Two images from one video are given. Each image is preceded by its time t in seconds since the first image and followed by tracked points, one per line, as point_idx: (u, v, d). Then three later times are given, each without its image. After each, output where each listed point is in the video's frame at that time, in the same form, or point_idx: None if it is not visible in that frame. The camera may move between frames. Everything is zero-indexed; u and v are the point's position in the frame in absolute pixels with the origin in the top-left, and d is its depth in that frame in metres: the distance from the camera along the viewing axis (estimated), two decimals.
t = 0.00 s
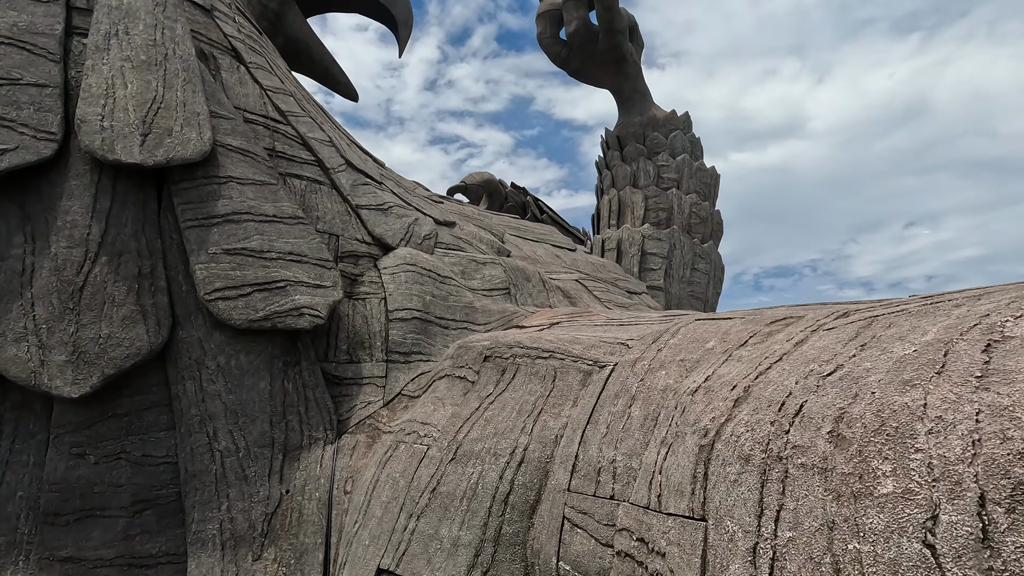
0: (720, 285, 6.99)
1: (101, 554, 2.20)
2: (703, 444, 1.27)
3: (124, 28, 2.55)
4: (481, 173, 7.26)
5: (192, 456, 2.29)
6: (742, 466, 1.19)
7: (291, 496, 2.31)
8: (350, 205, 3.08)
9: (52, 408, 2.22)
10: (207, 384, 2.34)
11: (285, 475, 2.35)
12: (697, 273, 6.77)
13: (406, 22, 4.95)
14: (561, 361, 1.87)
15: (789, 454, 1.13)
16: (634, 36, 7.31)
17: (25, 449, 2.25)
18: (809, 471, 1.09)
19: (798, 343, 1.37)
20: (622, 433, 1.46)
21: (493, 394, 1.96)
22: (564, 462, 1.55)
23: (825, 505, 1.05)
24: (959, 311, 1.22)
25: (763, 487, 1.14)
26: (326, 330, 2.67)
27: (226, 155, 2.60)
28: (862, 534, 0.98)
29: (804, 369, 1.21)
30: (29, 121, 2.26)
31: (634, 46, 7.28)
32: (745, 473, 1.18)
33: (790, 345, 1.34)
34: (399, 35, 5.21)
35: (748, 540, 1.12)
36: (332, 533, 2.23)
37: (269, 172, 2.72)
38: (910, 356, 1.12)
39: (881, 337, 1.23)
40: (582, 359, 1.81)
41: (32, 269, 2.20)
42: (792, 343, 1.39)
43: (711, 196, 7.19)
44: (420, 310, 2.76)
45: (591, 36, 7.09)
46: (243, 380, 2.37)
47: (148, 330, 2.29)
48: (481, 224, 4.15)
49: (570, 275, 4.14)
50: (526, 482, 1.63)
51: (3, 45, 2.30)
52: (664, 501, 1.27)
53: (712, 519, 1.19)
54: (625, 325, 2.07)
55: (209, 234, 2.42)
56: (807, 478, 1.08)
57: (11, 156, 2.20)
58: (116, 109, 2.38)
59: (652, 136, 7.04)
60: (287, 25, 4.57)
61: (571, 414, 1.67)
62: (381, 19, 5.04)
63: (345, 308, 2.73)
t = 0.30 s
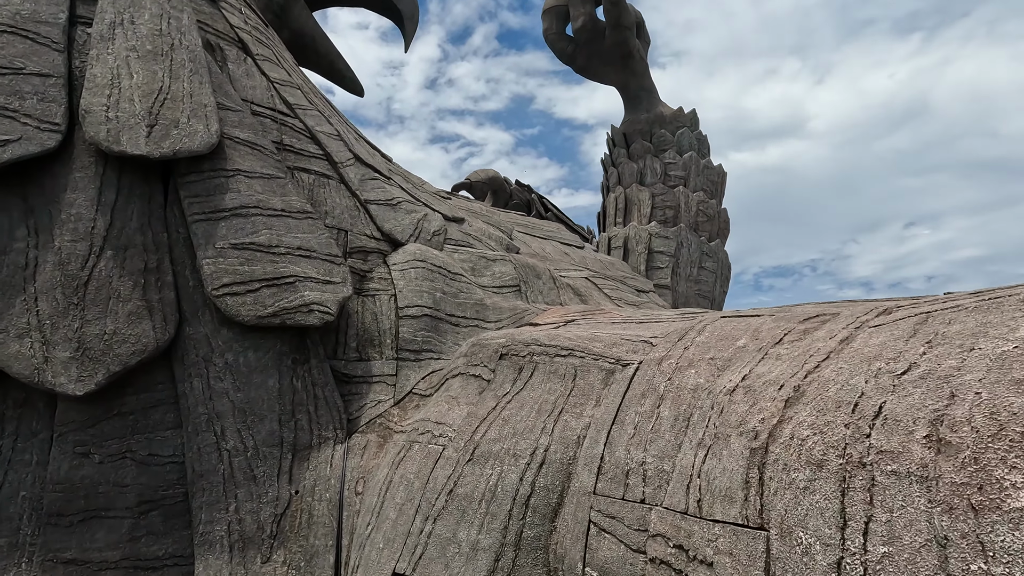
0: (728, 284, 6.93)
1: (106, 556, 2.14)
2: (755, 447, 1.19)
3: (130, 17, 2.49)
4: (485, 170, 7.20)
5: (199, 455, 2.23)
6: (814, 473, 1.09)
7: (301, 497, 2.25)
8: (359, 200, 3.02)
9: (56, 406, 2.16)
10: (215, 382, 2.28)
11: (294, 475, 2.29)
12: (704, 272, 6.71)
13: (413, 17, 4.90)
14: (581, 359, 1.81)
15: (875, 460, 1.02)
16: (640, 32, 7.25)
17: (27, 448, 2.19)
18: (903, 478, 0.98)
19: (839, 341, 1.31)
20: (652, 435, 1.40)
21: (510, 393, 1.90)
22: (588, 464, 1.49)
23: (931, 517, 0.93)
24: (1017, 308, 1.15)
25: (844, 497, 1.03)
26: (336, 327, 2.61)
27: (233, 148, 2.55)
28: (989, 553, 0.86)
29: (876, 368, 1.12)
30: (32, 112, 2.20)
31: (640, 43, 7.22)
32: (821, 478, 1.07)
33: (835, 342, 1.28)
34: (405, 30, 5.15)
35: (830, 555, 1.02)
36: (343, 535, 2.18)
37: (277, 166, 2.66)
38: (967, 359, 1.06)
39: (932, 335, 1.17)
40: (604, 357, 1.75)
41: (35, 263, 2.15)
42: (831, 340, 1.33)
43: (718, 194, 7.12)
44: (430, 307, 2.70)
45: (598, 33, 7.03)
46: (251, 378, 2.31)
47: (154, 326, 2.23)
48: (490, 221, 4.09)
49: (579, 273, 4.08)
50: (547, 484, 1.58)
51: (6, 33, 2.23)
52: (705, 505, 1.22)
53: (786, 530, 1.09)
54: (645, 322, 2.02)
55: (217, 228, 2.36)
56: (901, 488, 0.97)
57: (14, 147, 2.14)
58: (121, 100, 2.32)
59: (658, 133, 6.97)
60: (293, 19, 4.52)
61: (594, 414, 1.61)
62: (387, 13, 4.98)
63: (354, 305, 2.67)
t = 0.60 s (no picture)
0: (737, 283, 6.87)
1: (114, 557, 2.09)
2: (819, 447, 1.12)
3: (138, 6, 2.44)
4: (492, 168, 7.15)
5: (209, 454, 2.18)
6: (906, 474, 1.00)
7: (313, 497, 2.20)
8: (370, 194, 2.97)
9: (64, 403, 2.11)
10: (225, 379, 2.23)
11: (306, 475, 2.23)
12: (714, 271, 6.65)
13: (421, 12, 4.85)
14: (606, 356, 1.75)
15: (985, 461, 0.92)
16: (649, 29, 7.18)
17: (33, 446, 2.14)
18: None
19: (888, 336, 1.25)
20: (687, 434, 1.34)
21: (530, 391, 1.85)
22: (618, 464, 1.43)
23: None
24: None
25: (950, 501, 0.94)
26: (347, 324, 2.55)
27: (243, 140, 2.49)
28: None
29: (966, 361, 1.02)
30: (40, 102, 2.15)
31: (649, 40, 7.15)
32: (918, 480, 0.98)
33: (892, 336, 1.21)
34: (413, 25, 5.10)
35: (939, 567, 0.92)
36: (357, 536, 2.12)
37: (288, 159, 2.61)
38: None
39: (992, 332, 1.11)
40: (630, 354, 1.69)
41: (42, 257, 2.09)
42: (877, 336, 1.27)
43: (727, 192, 7.06)
44: (443, 304, 2.65)
45: (606, 29, 6.97)
46: (262, 375, 2.26)
47: (164, 322, 2.18)
48: (500, 217, 4.03)
49: (591, 271, 4.02)
50: (573, 485, 1.51)
51: (13, 22, 2.17)
52: (753, 509, 1.15)
53: (872, 538, 1.00)
54: (669, 318, 1.95)
55: (228, 222, 2.31)
56: None
57: (21, 138, 2.09)
58: (131, 90, 2.27)
59: (667, 131, 6.91)
60: (300, 13, 4.47)
61: (622, 413, 1.55)
62: (395, 8, 4.93)
63: (366, 301, 2.61)
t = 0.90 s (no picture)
0: (747, 282, 6.78)
1: (118, 562, 2.02)
2: (896, 454, 1.02)
3: None
4: (499, 166, 7.08)
5: (217, 456, 2.11)
6: None
7: (324, 501, 2.13)
8: (380, 189, 2.90)
9: (67, 403, 2.05)
10: (233, 379, 2.16)
11: (316, 478, 2.16)
12: (724, 270, 6.56)
13: (429, 7, 4.78)
14: (631, 355, 1.67)
15: None
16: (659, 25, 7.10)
17: (36, 447, 2.08)
18: None
19: (948, 333, 1.17)
20: (726, 438, 1.26)
21: (551, 392, 1.77)
22: (649, 469, 1.36)
23: None
24: None
25: None
26: (358, 322, 2.48)
27: (252, 133, 2.42)
28: None
29: None
30: (43, 92, 2.08)
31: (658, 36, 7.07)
32: None
33: (961, 333, 1.13)
34: (420, 20, 5.03)
35: None
36: (369, 542, 2.05)
37: (297, 153, 2.55)
38: None
39: None
40: (657, 352, 1.61)
41: (45, 252, 2.03)
42: (937, 334, 1.18)
43: (737, 190, 6.97)
44: (456, 301, 2.57)
45: (615, 26, 6.89)
46: (271, 375, 2.19)
47: (170, 319, 2.11)
48: (511, 214, 3.95)
49: (604, 269, 3.94)
50: (600, 491, 1.44)
51: (16, 10, 2.10)
52: (810, 520, 1.07)
53: (984, 561, 0.88)
54: (695, 316, 1.87)
55: (236, 216, 2.24)
56: None
57: (24, 129, 2.02)
58: (136, 81, 2.20)
59: (677, 128, 6.82)
60: (307, 8, 4.41)
61: (651, 414, 1.47)
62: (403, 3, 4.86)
63: (377, 299, 2.54)
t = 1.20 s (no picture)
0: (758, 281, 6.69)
1: (122, 566, 1.95)
2: (985, 461, 0.95)
3: None
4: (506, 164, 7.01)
5: (224, 457, 2.05)
6: None
7: (335, 504, 2.06)
8: (390, 184, 2.83)
9: (70, 402, 1.98)
10: (241, 377, 2.10)
11: (326, 480, 2.10)
12: (734, 269, 6.48)
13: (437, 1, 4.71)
14: (657, 353, 1.60)
15: None
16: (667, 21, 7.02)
17: (38, 447, 2.01)
18: None
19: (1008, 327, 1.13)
20: (767, 440, 1.21)
21: (573, 391, 1.70)
22: (682, 473, 1.29)
23: None
24: None
25: None
26: (368, 320, 2.41)
27: (260, 124, 2.36)
28: None
29: None
30: (46, 82, 2.01)
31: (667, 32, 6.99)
32: None
33: None
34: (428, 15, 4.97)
35: None
36: (382, 546, 1.98)
37: (305, 146, 2.48)
38: None
39: None
40: (685, 350, 1.54)
41: (48, 246, 1.96)
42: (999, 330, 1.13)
43: (747, 188, 6.88)
44: (468, 299, 2.50)
45: (623, 22, 6.81)
46: (280, 373, 2.12)
47: (176, 316, 2.05)
48: (521, 211, 3.88)
49: (616, 266, 3.86)
50: (627, 495, 1.37)
51: None
52: (873, 532, 1.01)
53: None
54: (722, 313, 1.80)
55: (243, 210, 2.17)
56: None
57: (26, 120, 1.95)
58: (142, 70, 2.14)
59: (686, 125, 6.73)
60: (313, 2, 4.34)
61: (682, 415, 1.40)
62: None
63: (387, 296, 2.47)
